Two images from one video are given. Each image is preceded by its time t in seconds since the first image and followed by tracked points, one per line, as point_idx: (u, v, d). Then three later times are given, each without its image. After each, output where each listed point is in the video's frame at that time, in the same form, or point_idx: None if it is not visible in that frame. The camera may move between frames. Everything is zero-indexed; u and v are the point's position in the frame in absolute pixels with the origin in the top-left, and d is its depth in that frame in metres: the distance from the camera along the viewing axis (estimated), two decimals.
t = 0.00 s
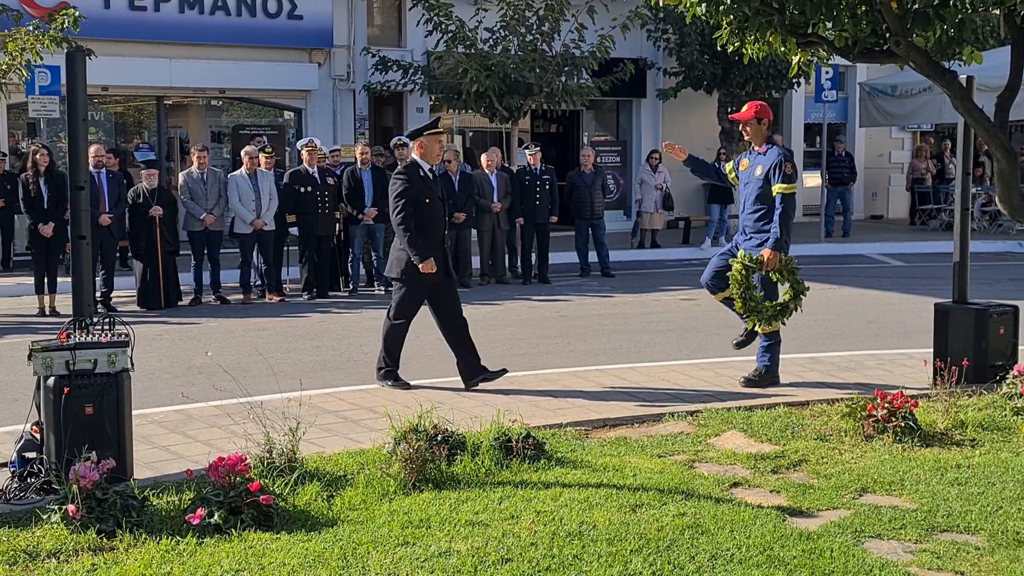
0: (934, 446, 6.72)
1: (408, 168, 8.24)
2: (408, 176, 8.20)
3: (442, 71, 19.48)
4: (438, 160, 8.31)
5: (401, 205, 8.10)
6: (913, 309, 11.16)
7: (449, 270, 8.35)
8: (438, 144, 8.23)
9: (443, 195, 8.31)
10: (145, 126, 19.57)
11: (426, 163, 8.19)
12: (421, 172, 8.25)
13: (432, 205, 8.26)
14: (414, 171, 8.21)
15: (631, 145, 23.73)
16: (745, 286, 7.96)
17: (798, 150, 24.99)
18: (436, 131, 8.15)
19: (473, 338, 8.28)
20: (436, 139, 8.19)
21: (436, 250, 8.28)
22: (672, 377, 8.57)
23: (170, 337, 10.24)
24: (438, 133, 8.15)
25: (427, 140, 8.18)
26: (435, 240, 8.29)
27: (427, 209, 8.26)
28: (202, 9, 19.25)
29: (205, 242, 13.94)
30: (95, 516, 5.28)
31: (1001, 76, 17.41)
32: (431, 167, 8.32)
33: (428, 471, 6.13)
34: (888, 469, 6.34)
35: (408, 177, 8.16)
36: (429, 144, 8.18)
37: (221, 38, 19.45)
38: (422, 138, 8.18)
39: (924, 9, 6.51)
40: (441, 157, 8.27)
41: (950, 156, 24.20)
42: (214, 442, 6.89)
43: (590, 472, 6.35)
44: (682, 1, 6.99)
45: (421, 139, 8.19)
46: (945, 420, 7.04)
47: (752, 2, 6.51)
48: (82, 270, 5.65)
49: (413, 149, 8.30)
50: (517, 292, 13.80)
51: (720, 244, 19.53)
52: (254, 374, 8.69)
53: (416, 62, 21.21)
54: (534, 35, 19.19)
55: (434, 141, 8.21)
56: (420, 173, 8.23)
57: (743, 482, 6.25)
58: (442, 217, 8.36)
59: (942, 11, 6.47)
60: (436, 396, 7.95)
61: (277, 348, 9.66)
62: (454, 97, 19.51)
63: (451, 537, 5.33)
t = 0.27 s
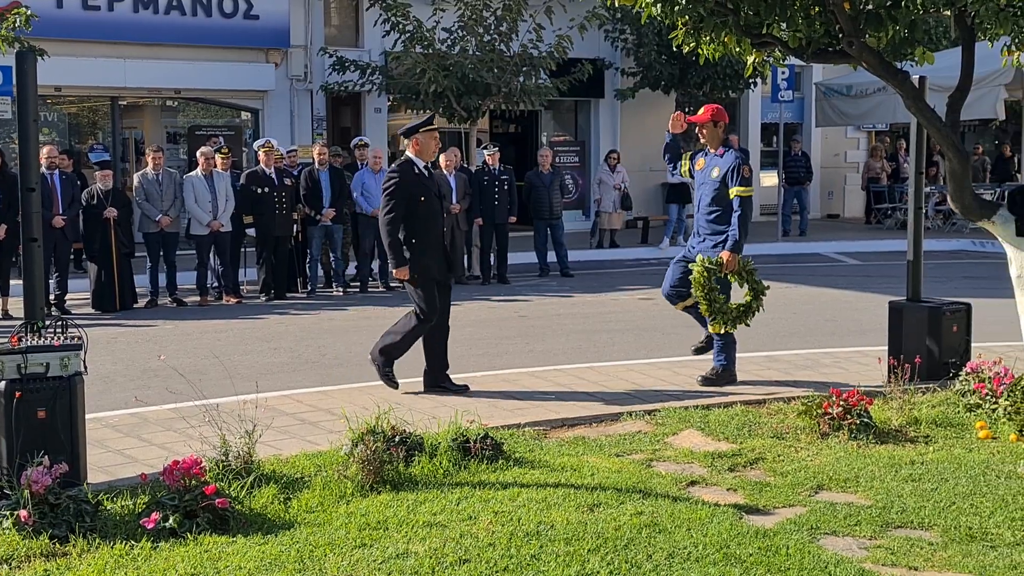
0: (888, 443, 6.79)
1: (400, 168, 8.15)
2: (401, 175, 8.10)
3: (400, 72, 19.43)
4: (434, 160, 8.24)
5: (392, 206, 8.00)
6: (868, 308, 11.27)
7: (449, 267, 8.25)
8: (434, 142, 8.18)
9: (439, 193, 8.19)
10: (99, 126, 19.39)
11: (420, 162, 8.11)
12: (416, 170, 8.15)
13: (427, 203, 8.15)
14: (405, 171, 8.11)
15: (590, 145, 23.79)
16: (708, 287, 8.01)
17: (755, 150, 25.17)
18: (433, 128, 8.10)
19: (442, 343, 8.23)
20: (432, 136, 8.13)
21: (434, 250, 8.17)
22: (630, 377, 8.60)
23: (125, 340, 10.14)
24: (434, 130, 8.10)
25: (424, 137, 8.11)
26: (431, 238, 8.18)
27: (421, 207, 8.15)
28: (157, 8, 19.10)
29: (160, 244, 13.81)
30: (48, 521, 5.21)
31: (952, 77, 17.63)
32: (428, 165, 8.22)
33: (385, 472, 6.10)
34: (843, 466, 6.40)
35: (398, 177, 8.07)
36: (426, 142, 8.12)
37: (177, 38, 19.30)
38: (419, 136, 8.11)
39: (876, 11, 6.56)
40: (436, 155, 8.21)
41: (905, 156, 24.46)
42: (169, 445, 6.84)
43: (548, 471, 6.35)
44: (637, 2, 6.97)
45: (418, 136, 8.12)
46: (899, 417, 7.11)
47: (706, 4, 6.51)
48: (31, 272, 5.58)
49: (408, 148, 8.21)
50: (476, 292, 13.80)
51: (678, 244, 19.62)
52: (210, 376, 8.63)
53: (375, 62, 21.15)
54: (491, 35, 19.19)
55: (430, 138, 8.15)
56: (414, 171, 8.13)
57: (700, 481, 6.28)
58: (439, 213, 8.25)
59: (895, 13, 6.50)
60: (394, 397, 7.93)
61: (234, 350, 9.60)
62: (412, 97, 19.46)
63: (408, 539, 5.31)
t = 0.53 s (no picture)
0: (863, 440, 6.82)
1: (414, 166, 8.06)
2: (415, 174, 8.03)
3: (375, 72, 19.39)
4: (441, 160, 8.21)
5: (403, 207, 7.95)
6: (842, 305, 11.33)
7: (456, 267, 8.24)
8: (442, 142, 8.16)
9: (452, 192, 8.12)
10: (72, 127, 19.24)
11: (432, 161, 8.06)
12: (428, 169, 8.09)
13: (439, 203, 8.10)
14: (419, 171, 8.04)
15: (565, 145, 23.81)
16: (686, 286, 8.01)
17: (730, 149, 25.27)
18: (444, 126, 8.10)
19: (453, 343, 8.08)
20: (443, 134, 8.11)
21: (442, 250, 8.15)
22: (607, 376, 8.61)
23: (99, 342, 10.08)
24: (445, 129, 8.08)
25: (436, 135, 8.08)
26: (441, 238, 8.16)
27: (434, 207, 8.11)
28: (130, 8, 18.99)
29: (135, 245, 13.73)
30: (21, 524, 5.17)
31: (924, 75, 17.74)
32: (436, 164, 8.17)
33: (362, 473, 6.08)
34: (818, 464, 6.43)
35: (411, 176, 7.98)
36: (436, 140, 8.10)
37: (150, 38, 19.20)
38: (431, 134, 8.07)
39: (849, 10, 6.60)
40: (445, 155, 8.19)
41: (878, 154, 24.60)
42: (143, 447, 6.80)
43: (524, 471, 6.35)
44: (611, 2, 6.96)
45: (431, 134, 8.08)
46: (873, 414, 7.14)
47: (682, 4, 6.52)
48: (3, 275, 5.53)
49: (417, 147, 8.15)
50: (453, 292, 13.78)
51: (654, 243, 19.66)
52: (185, 378, 8.59)
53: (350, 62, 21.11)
54: (467, 35, 19.17)
55: (440, 136, 8.13)
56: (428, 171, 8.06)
57: (676, 479, 6.29)
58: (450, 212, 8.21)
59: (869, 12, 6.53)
60: (370, 398, 7.91)
61: (209, 352, 9.56)
62: (387, 97, 19.43)
63: (384, 539, 5.30)
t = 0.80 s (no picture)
0: (854, 440, 6.84)
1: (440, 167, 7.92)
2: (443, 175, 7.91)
3: (366, 73, 19.38)
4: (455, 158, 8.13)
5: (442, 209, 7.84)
6: (833, 305, 11.36)
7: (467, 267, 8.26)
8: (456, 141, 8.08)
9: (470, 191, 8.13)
10: (62, 129, 19.20)
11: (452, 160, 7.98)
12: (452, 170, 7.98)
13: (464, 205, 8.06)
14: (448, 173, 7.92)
15: (557, 145, 23.82)
16: (677, 283, 8.04)
17: (721, 149, 25.30)
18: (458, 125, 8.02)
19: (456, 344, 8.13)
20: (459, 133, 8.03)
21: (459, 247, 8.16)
22: (599, 376, 8.61)
23: (90, 344, 10.06)
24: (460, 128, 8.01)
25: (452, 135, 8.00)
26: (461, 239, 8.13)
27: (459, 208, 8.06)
28: (121, 10, 18.96)
29: (125, 247, 13.71)
30: (12, 527, 5.16)
31: (914, 75, 17.79)
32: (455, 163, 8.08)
33: (354, 474, 6.08)
34: (810, 463, 6.44)
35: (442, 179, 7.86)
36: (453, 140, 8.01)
37: (141, 39, 19.17)
38: (447, 133, 7.97)
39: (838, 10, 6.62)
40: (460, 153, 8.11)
41: (869, 155, 24.66)
42: (135, 449, 6.79)
43: (517, 471, 6.36)
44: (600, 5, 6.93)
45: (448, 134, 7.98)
46: (864, 413, 7.16)
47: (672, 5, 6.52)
48: None
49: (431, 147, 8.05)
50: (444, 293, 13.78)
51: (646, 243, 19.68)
52: (177, 380, 8.57)
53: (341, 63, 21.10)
54: (458, 35, 19.19)
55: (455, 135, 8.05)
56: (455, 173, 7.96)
57: (669, 479, 6.30)
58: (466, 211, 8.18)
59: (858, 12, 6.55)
60: (363, 399, 7.90)
61: (201, 353, 9.54)
62: (378, 98, 19.42)
63: (377, 540, 5.30)
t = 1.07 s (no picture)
0: (851, 438, 6.85)
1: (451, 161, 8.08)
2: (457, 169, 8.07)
3: (363, 73, 19.38)
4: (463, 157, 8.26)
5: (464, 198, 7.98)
6: (831, 304, 11.37)
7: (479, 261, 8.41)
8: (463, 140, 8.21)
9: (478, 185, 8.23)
10: (59, 130, 19.23)
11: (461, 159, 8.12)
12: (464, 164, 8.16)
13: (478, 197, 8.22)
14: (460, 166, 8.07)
15: (554, 145, 23.83)
16: (672, 284, 8.04)
17: (718, 149, 25.31)
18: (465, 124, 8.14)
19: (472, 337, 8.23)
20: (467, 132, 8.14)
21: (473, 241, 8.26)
22: (596, 376, 8.62)
23: (87, 344, 10.05)
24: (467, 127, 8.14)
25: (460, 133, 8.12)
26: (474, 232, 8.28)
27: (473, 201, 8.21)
28: (117, 10, 18.95)
29: (123, 248, 13.71)
30: (10, 528, 5.16)
31: (910, 74, 17.82)
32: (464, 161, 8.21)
33: (352, 475, 6.09)
34: (808, 462, 6.45)
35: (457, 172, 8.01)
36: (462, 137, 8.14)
37: (137, 40, 19.16)
38: (453, 133, 8.10)
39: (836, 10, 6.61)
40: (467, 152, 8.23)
41: (866, 154, 24.67)
42: (134, 450, 6.79)
43: (515, 471, 6.36)
44: (598, 4, 6.94)
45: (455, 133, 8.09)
46: (862, 412, 7.17)
47: (668, 6, 6.53)
48: None
49: (438, 146, 8.17)
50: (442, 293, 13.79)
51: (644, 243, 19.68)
52: (175, 380, 8.57)
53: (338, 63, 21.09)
54: (455, 35, 19.19)
55: (461, 134, 8.18)
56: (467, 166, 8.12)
57: (666, 478, 6.31)
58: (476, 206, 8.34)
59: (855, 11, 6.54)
60: (361, 399, 7.91)
61: (199, 354, 9.54)
62: (375, 98, 19.42)
63: (375, 541, 5.30)
